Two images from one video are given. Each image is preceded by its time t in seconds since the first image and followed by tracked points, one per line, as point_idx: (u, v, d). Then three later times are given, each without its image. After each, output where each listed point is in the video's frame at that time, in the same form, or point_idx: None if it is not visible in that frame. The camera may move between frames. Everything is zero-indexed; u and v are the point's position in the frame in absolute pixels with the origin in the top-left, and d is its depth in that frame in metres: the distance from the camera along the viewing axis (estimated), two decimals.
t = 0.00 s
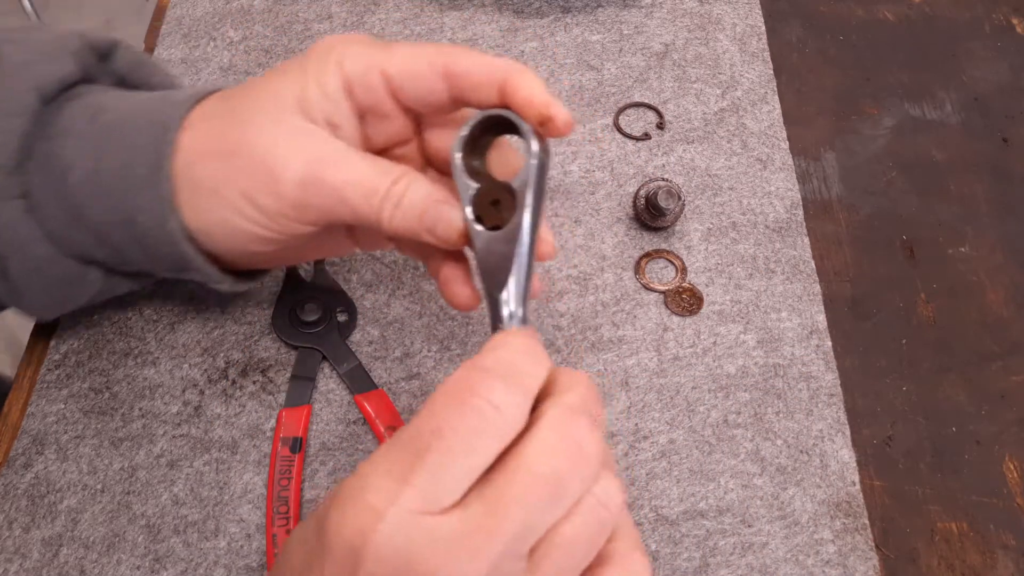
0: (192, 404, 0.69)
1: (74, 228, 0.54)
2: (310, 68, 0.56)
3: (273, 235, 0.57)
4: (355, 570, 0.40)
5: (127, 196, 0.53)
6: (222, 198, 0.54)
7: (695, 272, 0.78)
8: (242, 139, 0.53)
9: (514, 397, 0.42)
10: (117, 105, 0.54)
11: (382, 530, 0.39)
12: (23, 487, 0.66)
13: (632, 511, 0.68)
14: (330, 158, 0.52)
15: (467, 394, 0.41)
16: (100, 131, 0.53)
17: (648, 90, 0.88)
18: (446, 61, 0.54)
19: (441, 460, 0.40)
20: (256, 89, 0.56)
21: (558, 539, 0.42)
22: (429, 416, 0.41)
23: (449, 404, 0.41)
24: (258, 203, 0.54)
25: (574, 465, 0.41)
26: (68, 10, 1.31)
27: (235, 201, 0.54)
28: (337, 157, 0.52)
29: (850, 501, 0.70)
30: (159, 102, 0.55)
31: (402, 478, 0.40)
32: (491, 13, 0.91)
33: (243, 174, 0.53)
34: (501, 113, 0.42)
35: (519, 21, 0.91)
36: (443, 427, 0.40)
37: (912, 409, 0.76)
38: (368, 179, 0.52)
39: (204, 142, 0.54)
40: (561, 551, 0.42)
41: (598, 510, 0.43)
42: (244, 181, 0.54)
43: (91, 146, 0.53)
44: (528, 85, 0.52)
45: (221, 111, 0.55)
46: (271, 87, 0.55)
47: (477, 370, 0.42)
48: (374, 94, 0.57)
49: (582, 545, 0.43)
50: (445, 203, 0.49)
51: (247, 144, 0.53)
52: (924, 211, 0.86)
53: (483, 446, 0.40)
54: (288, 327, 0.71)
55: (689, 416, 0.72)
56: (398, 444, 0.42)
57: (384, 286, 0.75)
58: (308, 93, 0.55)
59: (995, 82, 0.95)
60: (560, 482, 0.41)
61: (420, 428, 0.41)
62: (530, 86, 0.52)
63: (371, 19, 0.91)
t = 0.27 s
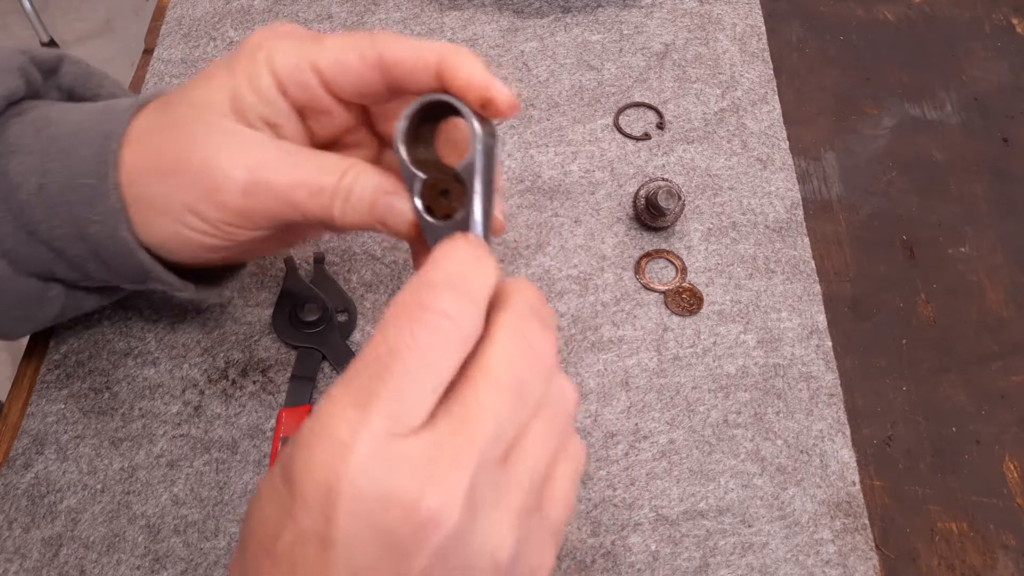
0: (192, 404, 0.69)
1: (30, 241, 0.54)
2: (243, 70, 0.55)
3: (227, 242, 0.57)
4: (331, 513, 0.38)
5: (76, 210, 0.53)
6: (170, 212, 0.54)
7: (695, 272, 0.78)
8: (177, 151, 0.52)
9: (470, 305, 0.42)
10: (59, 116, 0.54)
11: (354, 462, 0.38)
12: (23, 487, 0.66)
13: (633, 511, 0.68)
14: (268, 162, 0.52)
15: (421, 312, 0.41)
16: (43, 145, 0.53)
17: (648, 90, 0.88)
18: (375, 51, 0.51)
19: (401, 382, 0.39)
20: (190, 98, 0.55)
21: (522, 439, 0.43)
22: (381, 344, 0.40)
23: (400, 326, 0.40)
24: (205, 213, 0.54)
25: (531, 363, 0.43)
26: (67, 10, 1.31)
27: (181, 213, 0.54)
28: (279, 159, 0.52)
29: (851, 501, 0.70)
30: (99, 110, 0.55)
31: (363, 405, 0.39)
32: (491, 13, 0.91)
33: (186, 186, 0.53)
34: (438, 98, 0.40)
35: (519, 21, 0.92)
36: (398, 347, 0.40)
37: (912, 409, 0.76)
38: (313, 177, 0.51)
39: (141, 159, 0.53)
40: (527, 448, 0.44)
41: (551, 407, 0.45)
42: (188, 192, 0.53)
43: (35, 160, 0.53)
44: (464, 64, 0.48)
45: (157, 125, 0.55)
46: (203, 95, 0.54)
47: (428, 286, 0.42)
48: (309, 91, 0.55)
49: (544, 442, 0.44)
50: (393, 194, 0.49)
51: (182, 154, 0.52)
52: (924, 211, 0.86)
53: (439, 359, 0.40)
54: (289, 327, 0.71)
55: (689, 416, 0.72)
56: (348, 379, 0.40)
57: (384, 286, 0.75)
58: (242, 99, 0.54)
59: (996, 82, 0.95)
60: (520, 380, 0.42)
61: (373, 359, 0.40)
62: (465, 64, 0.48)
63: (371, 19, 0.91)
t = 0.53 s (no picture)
0: (192, 404, 0.69)
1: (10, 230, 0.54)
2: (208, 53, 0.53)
3: (202, 227, 0.57)
4: (337, 450, 0.39)
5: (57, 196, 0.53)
6: (143, 201, 0.54)
7: (695, 272, 0.78)
8: (149, 141, 0.52)
9: (474, 251, 0.42)
10: (35, 102, 0.55)
11: (360, 400, 0.39)
12: (23, 487, 0.66)
13: (633, 511, 0.68)
14: (236, 149, 0.52)
15: (425, 255, 0.41)
16: (19, 130, 0.53)
17: (648, 90, 0.88)
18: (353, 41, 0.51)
19: (405, 325, 0.40)
20: (156, 85, 0.54)
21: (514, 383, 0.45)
22: (383, 288, 0.41)
23: (404, 269, 0.41)
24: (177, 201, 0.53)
25: (522, 308, 0.45)
26: (68, 10, 1.31)
27: (154, 202, 0.54)
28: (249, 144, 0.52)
29: (851, 501, 0.70)
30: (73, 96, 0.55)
31: (370, 347, 0.39)
32: (492, 13, 0.91)
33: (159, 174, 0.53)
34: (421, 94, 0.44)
35: (519, 21, 0.92)
36: (401, 291, 0.40)
37: (912, 409, 0.76)
38: (283, 159, 0.51)
39: (113, 151, 0.53)
40: (519, 391, 0.45)
41: (540, 354, 0.47)
42: (159, 181, 0.53)
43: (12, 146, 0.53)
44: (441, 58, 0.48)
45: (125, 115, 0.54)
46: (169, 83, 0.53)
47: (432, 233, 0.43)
48: (278, 78, 0.54)
49: (536, 386, 0.46)
50: (367, 173, 0.48)
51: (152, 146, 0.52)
52: (924, 211, 0.86)
53: (445, 303, 0.41)
54: (288, 327, 0.71)
55: (689, 416, 0.72)
56: (349, 325, 0.41)
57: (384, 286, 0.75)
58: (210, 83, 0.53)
59: (996, 82, 0.95)
60: (511, 324, 0.44)
61: (374, 303, 0.41)
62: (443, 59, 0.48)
63: (371, 19, 0.91)
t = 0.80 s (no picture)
0: (192, 404, 0.69)
1: (24, 245, 0.56)
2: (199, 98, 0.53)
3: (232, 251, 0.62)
4: (357, 432, 0.42)
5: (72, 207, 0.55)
6: (178, 239, 0.57)
7: (695, 272, 0.78)
8: (172, 194, 0.55)
9: (489, 255, 0.46)
10: (45, 125, 0.56)
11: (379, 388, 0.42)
12: (23, 487, 0.66)
13: (633, 510, 0.68)
14: (258, 190, 0.55)
15: (445, 255, 0.45)
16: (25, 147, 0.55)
17: (648, 89, 0.88)
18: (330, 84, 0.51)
19: (423, 321, 0.43)
20: (145, 139, 0.54)
21: (523, 380, 0.48)
22: (404, 287, 0.44)
23: (424, 268, 0.45)
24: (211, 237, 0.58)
25: (530, 310, 0.48)
26: (68, 10, 1.31)
27: (189, 240, 0.58)
28: (268, 185, 0.54)
29: (851, 501, 0.70)
30: (81, 118, 0.57)
31: (390, 340, 0.43)
32: (492, 13, 0.91)
33: (190, 219, 0.56)
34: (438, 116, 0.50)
35: (519, 21, 0.92)
36: (421, 289, 0.44)
37: (912, 409, 0.76)
38: (308, 196, 0.55)
39: (132, 208, 0.56)
40: (528, 389, 0.48)
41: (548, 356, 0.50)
42: (190, 225, 0.56)
43: (25, 167, 0.55)
44: (448, 89, 0.57)
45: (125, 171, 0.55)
46: (157, 135, 0.54)
47: (450, 238, 0.46)
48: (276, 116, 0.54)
49: (543, 385, 0.49)
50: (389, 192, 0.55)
51: (173, 197, 0.55)
52: (924, 211, 0.86)
53: (460, 304, 0.44)
54: (289, 327, 0.71)
55: (689, 416, 0.72)
56: (371, 319, 0.44)
57: (384, 286, 0.75)
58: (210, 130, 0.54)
59: (996, 82, 0.95)
60: (521, 325, 0.47)
61: (395, 300, 0.44)
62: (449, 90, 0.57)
63: (371, 19, 0.91)
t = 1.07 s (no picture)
0: (192, 404, 0.69)
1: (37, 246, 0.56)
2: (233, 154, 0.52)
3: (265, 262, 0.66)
4: (369, 422, 0.44)
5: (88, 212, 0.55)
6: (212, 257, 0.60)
7: (695, 272, 0.78)
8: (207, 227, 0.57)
9: (495, 254, 0.48)
10: (64, 121, 0.56)
11: (391, 379, 0.44)
12: (23, 487, 0.66)
13: (633, 510, 0.68)
14: (300, 222, 0.58)
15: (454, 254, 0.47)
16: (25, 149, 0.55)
17: (648, 90, 0.88)
18: (374, 156, 0.51)
19: (433, 315, 0.45)
20: (184, 186, 0.55)
21: (531, 374, 0.49)
22: (415, 282, 0.46)
23: (434, 264, 0.47)
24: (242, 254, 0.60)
25: (539, 307, 0.49)
26: (68, 10, 1.31)
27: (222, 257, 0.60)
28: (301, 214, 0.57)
29: (851, 501, 0.70)
30: (103, 118, 0.57)
31: (402, 335, 0.45)
32: (491, 13, 0.92)
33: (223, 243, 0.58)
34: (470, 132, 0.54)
35: (519, 21, 0.92)
36: (432, 284, 0.46)
37: (912, 409, 0.76)
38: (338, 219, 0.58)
39: (177, 242, 0.58)
40: (537, 384, 0.49)
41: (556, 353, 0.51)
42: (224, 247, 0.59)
43: (46, 168, 0.55)
44: (481, 99, 0.55)
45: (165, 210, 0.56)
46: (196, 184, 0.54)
47: (460, 238, 0.48)
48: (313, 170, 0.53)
49: (552, 381, 0.50)
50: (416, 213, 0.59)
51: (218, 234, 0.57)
52: (924, 211, 0.86)
53: (470, 301, 0.46)
54: (289, 327, 0.71)
55: (689, 416, 0.72)
56: (384, 313, 0.46)
57: (384, 286, 0.75)
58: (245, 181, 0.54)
59: (996, 82, 0.95)
60: (531, 322, 0.48)
61: (407, 295, 0.46)
62: (482, 101, 0.55)
63: (371, 19, 0.91)
